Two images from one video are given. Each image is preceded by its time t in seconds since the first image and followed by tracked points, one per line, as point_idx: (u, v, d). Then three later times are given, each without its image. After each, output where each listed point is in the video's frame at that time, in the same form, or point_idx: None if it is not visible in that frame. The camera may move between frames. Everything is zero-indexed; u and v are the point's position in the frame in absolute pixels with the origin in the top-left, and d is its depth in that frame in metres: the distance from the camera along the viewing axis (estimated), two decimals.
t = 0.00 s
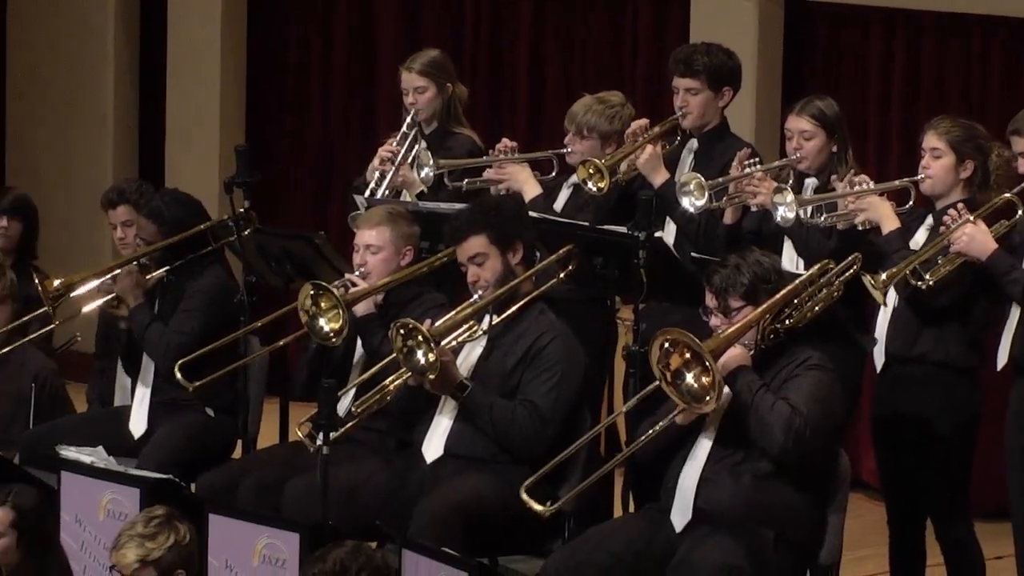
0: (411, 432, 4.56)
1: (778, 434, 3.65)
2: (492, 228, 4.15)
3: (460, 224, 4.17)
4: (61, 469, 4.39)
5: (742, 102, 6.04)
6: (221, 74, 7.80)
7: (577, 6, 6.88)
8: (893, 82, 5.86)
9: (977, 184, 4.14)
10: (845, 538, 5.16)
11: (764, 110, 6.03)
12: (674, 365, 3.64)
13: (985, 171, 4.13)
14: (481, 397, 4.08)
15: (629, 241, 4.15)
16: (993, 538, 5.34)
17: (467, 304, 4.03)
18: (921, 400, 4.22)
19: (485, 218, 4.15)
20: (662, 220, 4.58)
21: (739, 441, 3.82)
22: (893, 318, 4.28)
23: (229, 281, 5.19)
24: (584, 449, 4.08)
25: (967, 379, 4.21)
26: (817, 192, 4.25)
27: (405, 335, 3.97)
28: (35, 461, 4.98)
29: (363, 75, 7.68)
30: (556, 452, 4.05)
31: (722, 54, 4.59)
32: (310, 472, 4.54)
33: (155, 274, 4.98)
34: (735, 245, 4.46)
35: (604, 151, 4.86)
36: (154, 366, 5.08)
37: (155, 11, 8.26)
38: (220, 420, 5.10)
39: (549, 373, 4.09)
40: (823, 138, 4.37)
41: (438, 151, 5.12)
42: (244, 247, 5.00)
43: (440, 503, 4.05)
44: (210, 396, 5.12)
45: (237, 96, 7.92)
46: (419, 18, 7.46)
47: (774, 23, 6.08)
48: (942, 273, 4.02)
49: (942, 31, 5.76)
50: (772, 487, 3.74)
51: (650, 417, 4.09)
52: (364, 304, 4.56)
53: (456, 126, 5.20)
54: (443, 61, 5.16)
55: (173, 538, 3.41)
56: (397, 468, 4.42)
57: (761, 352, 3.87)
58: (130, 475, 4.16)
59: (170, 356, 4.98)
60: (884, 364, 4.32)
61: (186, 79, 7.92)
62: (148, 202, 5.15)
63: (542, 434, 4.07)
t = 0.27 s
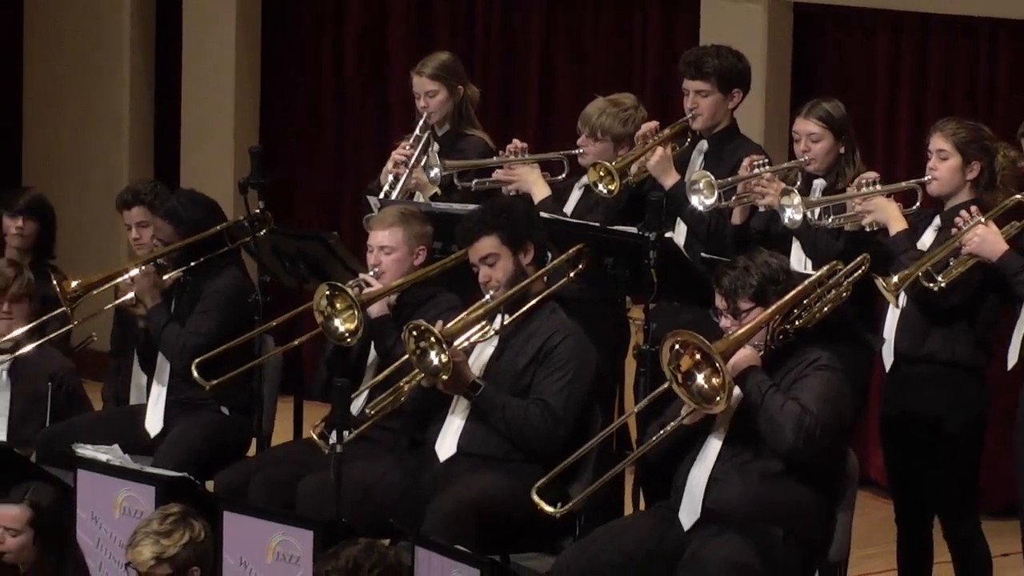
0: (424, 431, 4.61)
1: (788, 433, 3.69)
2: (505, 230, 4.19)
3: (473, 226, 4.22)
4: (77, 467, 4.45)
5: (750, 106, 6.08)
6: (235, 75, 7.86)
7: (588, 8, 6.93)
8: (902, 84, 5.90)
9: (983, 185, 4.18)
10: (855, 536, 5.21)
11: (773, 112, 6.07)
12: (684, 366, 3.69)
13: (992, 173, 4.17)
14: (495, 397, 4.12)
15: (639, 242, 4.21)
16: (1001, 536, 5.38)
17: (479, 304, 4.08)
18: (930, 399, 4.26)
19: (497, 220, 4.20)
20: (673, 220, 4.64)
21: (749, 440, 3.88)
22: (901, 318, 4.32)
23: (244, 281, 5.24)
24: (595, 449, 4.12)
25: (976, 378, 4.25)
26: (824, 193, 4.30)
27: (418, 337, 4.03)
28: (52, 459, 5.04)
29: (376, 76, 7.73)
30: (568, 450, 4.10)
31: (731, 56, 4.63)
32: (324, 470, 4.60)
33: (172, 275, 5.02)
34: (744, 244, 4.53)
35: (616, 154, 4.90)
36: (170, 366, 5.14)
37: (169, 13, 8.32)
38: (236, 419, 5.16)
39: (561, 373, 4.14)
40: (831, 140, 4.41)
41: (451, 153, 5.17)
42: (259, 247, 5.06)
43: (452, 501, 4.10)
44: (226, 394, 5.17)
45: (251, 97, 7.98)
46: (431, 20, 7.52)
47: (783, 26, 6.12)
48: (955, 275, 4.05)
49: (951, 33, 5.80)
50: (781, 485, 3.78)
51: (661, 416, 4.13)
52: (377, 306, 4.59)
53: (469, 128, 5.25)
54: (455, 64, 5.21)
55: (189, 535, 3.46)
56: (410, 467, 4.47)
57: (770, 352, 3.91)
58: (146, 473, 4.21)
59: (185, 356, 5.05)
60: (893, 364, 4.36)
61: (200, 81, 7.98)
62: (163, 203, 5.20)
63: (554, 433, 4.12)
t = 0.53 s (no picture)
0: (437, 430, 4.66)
1: (798, 431, 3.74)
2: (517, 230, 4.25)
3: (485, 226, 4.27)
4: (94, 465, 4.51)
5: (759, 110, 6.13)
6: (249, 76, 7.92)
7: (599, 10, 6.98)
8: (910, 86, 5.94)
9: (992, 187, 4.23)
10: (863, 534, 5.25)
11: (782, 115, 6.12)
12: (695, 366, 3.74)
13: (1000, 175, 4.22)
14: (508, 396, 4.18)
15: (650, 242, 4.26)
16: (1007, 533, 5.42)
17: (491, 304, 4.13)
18: (939, 398, 4.31)
19: (509, 220, 4.25)
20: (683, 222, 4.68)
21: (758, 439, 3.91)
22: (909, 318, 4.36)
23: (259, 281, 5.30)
24: (606, 452, 4.18)
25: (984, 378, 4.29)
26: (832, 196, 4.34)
27: (430, 337, 4.08)
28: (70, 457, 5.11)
29: (389, 77, 7.78)
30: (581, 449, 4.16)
31: (740, 59, 4.67)
32: (338, 468, 4.66)
33: (187, 275, 5.09)
34: (753, 244, 4.56)
35: (628, 156, 4.96)
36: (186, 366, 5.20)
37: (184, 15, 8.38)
38: (251, 417, 5.22)
39: (574, 372, 4.20)
40: (838, 143, 4.46)
41: (463, 154, 5.22)
42: (273, 248, 5.11)
43: (466, 499, 4.15)
44: (241, 393, 5.23)
45: (265, 98, 8.04)
46: (444, 22, 7.57)
47: (792, 28, 6.17)
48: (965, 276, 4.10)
49: (960, 35, 5.84)
50: (790, 485, 3.83)
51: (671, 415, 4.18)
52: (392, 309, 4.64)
53: (480, 129, 5.31)
54: (466, 66, 5.27)
55: (205, 532, 3.52)
56: (424, 464, 4.53)
57: (779, 351, 3.95)
58: (163, 471, 4.27)
59: (202, 357, 5.10)
60: (902, 364, 4.40)
61: (214, 82, 8.04)
62: (178, 204, 5.26)
63: (566, 432, 4.17)
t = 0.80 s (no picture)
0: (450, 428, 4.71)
1: (806, 431, 3.78)
2: (530, 231, 4.29)
3: (497, 228, 4.31)
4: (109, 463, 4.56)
5: (768, 110, 6.17)
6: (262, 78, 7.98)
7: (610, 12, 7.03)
8: (919, 87, 5.98)
9: (999, 188, 4.27)
10: (872, 531, 5.30)
11: (791, 116, 6.16)
12: (705, 366, 3.78)
13: (1008, 176, 4.25)
14: (520, 396, 4.22)
15: (660, 242, 4.32)
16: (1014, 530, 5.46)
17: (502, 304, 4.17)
18: (946, 397, 4.35)
19: (521, 221, 4.29)
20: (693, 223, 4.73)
21: (768, 437, 3.97)
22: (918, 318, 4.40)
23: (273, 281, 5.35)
24: (616, 450, 4.25)
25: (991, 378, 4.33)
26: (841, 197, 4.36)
27: (442, 339, 4.13)
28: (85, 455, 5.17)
29: (401, 78, 7.83)
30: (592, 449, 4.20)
31: (749, 61, 4.71)
32: (351, 466, 4.71)
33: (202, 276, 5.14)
34: (762, 245, 4.59)
35: (640, 156, 5.00)
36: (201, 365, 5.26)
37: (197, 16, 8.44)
38: (266, 416, 5.28)
39: (585, 372, 4.24)
40: (845, 144, 4.51)
41: (475, 155, 5.27)
42: (286, 248, 5.16)
43: (477, 497, 4.20)
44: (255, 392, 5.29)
45: (278, 99, 8.10)
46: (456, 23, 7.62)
47: (801, 30, 6.21)
48: (974, 277, 4.13)
49: (969, 37, 5.87)
50: (798, 483, 3.87)
51: (682, 415, 4.22)
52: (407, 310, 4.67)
53: (492, 131, 5.35)
54: (478, 68, 5.32)
55: (218, 529, 3.58)
56: (436, 462, 4.58)
57: (788, 351, 3.99)
58: (177, 469, 4.33)
59: (217, 355, 5.17)
60: (910, 363, 4.44)
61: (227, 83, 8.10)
62: (193, 205, 5.31)
63: (578, 432, 4.22)
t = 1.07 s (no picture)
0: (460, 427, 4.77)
1: (813, 429, 3.82)
2: (541, 232, 4.35)
3: (508, 229, 4.36)
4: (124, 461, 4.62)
5: (776, 111, 6.21)
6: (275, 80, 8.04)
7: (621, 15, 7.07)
8: (926, 88, 6.04)
9: (1005, 190, 4.32)
10: (878, 531, 5.34)
11: (800, 118, 6.20)
12: (713, 365, 3.82)
13: (1014, 178, 4.30)
14: (531, 395, 4.27)
15: (669, 243, 4.29)
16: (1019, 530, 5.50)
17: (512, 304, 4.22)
18: (953, 397, 4.39)
19: (532, 223, 4.34)
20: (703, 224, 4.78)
21: (775, 435, 4.00)
22: (925, 319, 4.45)
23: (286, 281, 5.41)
24: (626, 448, 4.30)
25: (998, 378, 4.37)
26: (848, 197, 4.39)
27: (453, 340, 4.19)
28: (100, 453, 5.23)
29: (414, 79, 7.91)
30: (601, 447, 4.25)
31: (757, 63, 4.75)
32: (363, 464, 4.76)
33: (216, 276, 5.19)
34: (771, 245, 4.62)
35: (647, 157, 5.04)
36: (215, 365, 5.32)
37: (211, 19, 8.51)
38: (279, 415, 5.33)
39: (595, 372, 4.29)
40: (852, 146, 4.56)
41: (486, 157, 5.32)
42: (300, 249, 5.22)
43: (489, 495, 4.25)
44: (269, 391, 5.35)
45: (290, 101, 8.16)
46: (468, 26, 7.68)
47: (809, 32, 6.25)
48: (981, 277, 4.17)
49: (977, 39, 5.91)
50: (806, 481, 3.92)
51: (691, 414, 4.27)
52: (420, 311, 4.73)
53: (503, 133, 5.41)
54: (489, 71, 5.37)
55: (232, 527, 3.63)
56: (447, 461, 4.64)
57: (796, 352, 4.03)
58: (191, 467, 4.39)
59: (231, 355, 5.22)
60: (917, 363, 4.49)
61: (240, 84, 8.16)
62: (207, 206, 5.37)
63: (588, 431, 4.27)
